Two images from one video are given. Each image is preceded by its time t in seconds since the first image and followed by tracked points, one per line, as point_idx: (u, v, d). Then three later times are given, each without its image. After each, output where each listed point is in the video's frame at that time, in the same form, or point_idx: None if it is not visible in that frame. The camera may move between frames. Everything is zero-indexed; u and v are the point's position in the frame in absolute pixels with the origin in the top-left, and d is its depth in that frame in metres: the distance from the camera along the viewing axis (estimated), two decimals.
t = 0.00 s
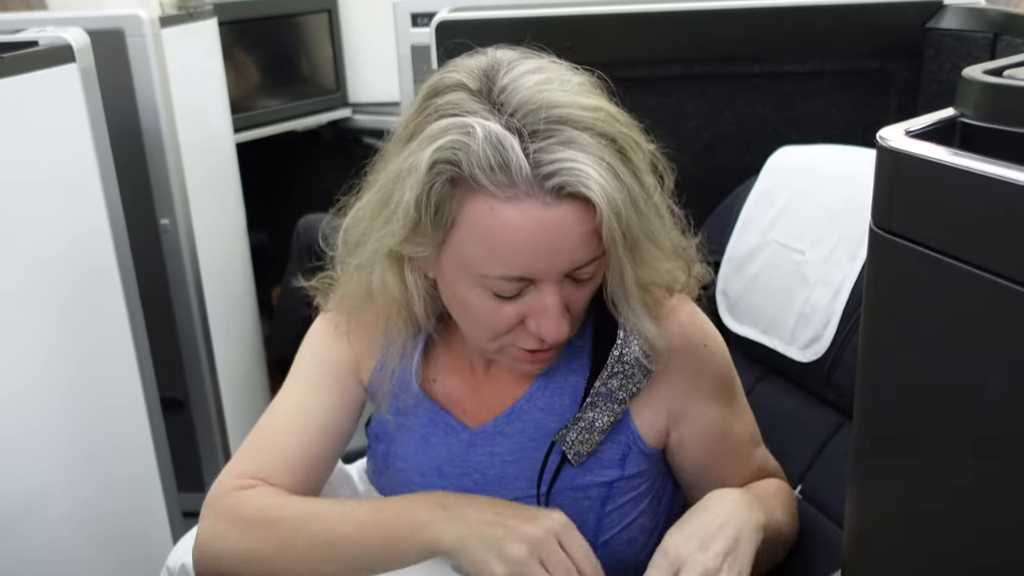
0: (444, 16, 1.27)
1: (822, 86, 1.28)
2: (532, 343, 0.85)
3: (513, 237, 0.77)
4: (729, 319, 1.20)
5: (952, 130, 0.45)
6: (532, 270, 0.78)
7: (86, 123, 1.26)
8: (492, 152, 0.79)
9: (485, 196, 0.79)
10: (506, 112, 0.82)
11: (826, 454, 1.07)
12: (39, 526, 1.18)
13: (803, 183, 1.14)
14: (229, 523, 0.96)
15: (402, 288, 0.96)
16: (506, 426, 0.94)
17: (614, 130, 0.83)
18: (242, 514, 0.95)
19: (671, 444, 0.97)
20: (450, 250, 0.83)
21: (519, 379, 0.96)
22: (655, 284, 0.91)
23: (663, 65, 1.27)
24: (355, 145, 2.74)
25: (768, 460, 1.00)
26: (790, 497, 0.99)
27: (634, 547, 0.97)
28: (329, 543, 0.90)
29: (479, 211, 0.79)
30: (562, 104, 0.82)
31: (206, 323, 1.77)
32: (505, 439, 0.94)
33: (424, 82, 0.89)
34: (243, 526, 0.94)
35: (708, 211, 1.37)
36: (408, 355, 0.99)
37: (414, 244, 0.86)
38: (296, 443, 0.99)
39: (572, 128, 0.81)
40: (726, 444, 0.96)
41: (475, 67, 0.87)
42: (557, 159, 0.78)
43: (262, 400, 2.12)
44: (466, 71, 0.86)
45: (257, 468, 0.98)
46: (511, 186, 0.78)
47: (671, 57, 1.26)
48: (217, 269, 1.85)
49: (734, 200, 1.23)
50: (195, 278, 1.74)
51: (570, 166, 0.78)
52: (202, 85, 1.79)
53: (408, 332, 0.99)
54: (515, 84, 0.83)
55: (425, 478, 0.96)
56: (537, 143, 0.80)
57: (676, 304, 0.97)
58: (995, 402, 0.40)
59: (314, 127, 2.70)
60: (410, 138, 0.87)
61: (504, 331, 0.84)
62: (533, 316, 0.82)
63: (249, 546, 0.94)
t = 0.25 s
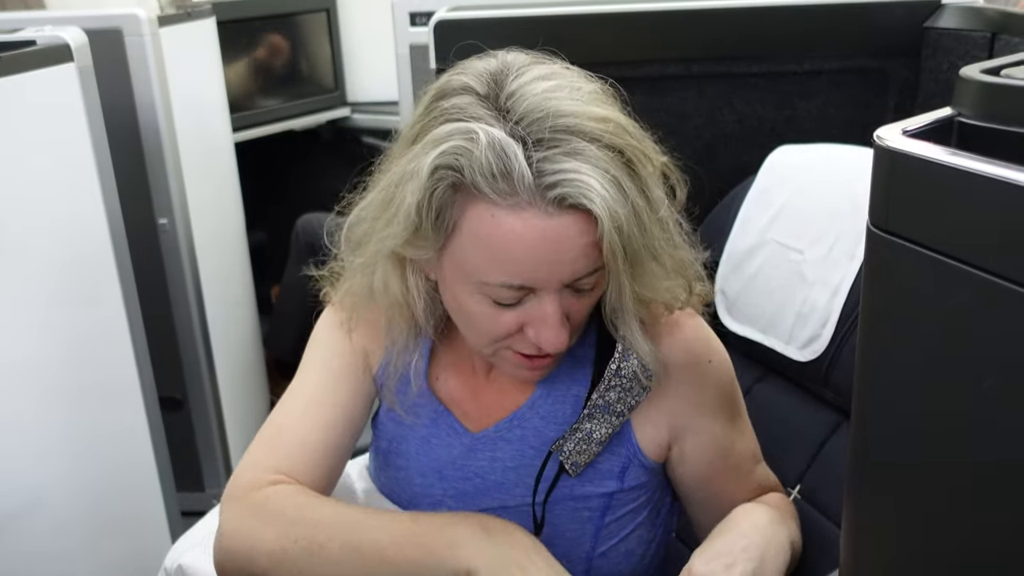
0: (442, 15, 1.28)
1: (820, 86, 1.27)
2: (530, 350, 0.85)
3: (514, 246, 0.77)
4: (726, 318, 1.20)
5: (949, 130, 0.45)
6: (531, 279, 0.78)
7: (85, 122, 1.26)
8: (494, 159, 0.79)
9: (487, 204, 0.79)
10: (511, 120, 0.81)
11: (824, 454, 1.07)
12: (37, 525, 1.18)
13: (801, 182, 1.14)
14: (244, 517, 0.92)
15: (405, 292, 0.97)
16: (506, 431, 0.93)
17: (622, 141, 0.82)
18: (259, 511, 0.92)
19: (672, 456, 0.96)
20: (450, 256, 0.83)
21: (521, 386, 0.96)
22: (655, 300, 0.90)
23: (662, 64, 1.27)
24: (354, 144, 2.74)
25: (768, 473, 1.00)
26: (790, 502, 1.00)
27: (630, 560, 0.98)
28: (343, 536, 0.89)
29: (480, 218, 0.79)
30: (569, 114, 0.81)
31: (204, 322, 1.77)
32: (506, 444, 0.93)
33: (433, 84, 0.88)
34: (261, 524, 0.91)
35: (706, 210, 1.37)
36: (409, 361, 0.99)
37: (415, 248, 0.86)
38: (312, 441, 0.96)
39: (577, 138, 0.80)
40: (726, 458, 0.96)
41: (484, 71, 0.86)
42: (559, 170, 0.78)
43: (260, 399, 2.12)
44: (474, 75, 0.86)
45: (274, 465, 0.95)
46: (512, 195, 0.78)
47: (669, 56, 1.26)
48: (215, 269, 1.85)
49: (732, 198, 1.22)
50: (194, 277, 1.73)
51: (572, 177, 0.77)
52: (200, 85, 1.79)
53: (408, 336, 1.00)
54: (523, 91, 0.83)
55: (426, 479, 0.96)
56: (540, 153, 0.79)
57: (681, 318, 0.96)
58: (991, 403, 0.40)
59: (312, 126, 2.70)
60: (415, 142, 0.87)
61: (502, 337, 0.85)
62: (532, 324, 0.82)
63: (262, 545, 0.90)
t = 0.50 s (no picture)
0: (440, 15, 1.27)
1: (820, 85, 1.27)
2: (545, 363, 0.85)
3: (535, 267, 0.76)
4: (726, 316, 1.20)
5: (949, 129, 0.45)
6: (552, 300, 0.77)
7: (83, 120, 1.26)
8: (520, 180, 0.76)
9: (508, 223, 0.77)
10: (537, 137, 0.79)
11: (824, 454, 1.07)
12: (36, 525, 1.18)
13: (801, 181, 1.14)
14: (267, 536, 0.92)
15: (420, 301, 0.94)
16: (514, 439, 0.93)
17: (651, 162, 0.80)
18: (285, 529, 0.91)
19: (682, 464, 0.97)
20: (468, 271, 0.82)
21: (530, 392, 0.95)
22: (675, 322, 0.89)
23: (661, 63, 1.27)
24: (353, 144, 2.74)
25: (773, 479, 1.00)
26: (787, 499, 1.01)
27: (635, 567, 0.99)
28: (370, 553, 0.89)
29: (501, 238, 0.77)
30: (598, 133, 0.79)
31: (203, 321, 1.77)
32: (513, 451, 0.93)
33: (452, 92, 0.86)
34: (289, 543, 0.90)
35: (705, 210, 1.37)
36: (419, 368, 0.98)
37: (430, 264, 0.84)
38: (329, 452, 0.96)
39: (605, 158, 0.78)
40: (737, 467, 0.97)
41: (508, 82, 0.84)
42: (587, 192, 0.76)
43: (259, 398, 2.12)
44: (499, 87, 0.83)
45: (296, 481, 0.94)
46: (537, 216, 0.76)
47: (668, 54, 1.26)
48: (214, 268, 1.84)
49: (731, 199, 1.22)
50: (193, 277, 1.73)
51: (600, 201, 0.75)
52: (198, 84, 1.79)
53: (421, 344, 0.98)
54: (551, 106, 0.80)
55: (433, 485, 0.96)
56: (566, 174, 0.77)
57: (700, 335, 0.95)
58: (992, 403, 0.40)
59: (311, 126, 2.69)
60: (435, 155, 0.84)
61: (518, 351, 0.84)
62: (549, 339, 0.81)
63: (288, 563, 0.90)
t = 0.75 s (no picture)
0: (440, 14, 1.27)
1: (819, 84, 1.27)
2: (547, 356, 0.85)
3: (546, 256, 0.75)
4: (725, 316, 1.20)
5: (950, 128, 0.45)
6: (559, 289, 0.77)
7: (83, 118, 1.26)
8: (538, 165, 0.76)
9: (522, 208, 0.76)
10: (556, 126, 0.78)
11: (823, 454, 1.07)
12: (35, 523, 1.18)
13: (801, 180, 1.14)
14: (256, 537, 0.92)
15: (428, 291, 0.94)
16: (516, 441, 0.93)
17: (669, 160, 0.80)
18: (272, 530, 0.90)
19: (684, 469, 0.97)
20: (476, 258, 0.81)
21: (533, 394, 0.95)
22: (680, 326, 0.88)
23: (661, 63, 1.27)
24: (353, 143, 2.73)
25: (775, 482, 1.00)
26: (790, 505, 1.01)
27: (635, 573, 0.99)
28: (363, 555, 0.88)
29: (513, 225, 0.77)
30: (617, 126, 0.78)
31: (203, 319, 1.77)
32: (514, 455, 0.93)
33: (472, 79, 0.85)
34: (276, 546, 0.90)
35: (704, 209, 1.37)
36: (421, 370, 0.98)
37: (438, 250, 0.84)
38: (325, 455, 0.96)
39: (623, 151, 0.78)
40: (739, 472, 0.96)
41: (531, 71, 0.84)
42: (603, 183, 0.76)
43: (258, 397, 2.12)
44: (522, 75, 0.83)
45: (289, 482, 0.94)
46: (553, 202, 0.75)
47: (669, 54, 1.26)
48: (214, 267, 1.84)
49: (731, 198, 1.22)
50: (192, 275, 1.73)
51: (616, 192, 0.75)
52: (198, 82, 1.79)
53: (424, 340, 0.98)
54: (572, 97, 0.80)
55: (433, 487, 0.96)
56: (584, 164, 0.77)
57: (706, 344, 0.95)
58: (991, 404, 0.40)
59: (311, 125, 2.69)
60: (452, 139, 0.83)
61: (521, 342, 0.83)
62: (553, 331, 0.81)
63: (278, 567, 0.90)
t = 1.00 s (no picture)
0: (439, 13, 1.28)
1: (818, 84, 1.28)
2: (526, 291, 0.84)
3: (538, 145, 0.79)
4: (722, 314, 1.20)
5: (947, 128, 0.45)
6: (544, 186, 0.79)
7: (81, 118, 1.26)
8: (545, 64, 0.82)
9: (527, 101, 0.81)
10: (566, 52, 0.84)
11: (820, 454, 1.07)
12: (33, 523, 1.17)
13: (798, 179, 1.14)
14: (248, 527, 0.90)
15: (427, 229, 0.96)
16: (510, 439, 0.93)
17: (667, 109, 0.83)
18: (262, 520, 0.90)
19: (679, 469, 0.97)
20: (472, 166, 0.84)
21: (529, 386, 0.96)
22: (668, 275, 0.89)
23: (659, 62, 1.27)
24: (351, 143, 2.73)
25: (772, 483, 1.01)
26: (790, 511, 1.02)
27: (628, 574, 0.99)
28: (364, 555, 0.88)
29: (514, 118, 0.81)
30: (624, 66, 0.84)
31: (201, 319, 1.77)
32: (512, 453, 0.92)
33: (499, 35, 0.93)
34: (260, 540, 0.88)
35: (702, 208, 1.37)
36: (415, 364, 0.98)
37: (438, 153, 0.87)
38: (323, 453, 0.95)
39: (624, 77, 0.82)
40: (732, 472, 0.97)
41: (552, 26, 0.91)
42: (599, 83, 0.80)
43: (256, 397, 2.12)
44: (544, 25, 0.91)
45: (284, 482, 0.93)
46: (553, 94, 0.80)
47: (666, 53, 1.26)
48: (212, 266, 1.84)
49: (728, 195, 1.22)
50: (190, 275, 1.73)
51: (610, 93, 0.79)
52: (196, 82, 1.79)
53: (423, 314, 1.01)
54: (583, 40, 0.86)
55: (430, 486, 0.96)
56: (585, 74, 0.81)
57: (694, 331, 0.96)
58: (987, 402, 0.40)
59: (309, 125, 2.69)
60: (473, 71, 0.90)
61: (502, 268, 0.84)
62: (531, 251, 0.81)
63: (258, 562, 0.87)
